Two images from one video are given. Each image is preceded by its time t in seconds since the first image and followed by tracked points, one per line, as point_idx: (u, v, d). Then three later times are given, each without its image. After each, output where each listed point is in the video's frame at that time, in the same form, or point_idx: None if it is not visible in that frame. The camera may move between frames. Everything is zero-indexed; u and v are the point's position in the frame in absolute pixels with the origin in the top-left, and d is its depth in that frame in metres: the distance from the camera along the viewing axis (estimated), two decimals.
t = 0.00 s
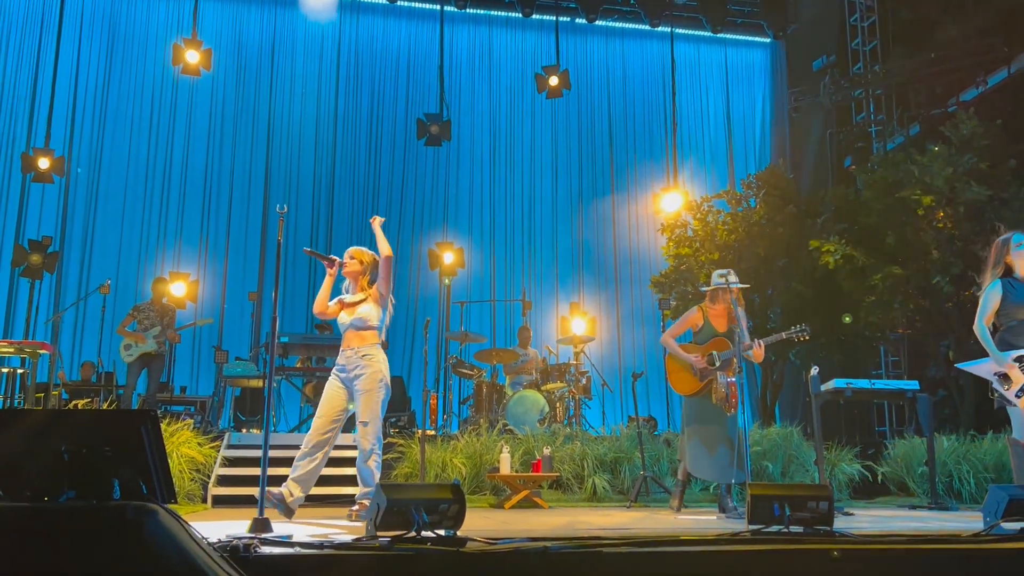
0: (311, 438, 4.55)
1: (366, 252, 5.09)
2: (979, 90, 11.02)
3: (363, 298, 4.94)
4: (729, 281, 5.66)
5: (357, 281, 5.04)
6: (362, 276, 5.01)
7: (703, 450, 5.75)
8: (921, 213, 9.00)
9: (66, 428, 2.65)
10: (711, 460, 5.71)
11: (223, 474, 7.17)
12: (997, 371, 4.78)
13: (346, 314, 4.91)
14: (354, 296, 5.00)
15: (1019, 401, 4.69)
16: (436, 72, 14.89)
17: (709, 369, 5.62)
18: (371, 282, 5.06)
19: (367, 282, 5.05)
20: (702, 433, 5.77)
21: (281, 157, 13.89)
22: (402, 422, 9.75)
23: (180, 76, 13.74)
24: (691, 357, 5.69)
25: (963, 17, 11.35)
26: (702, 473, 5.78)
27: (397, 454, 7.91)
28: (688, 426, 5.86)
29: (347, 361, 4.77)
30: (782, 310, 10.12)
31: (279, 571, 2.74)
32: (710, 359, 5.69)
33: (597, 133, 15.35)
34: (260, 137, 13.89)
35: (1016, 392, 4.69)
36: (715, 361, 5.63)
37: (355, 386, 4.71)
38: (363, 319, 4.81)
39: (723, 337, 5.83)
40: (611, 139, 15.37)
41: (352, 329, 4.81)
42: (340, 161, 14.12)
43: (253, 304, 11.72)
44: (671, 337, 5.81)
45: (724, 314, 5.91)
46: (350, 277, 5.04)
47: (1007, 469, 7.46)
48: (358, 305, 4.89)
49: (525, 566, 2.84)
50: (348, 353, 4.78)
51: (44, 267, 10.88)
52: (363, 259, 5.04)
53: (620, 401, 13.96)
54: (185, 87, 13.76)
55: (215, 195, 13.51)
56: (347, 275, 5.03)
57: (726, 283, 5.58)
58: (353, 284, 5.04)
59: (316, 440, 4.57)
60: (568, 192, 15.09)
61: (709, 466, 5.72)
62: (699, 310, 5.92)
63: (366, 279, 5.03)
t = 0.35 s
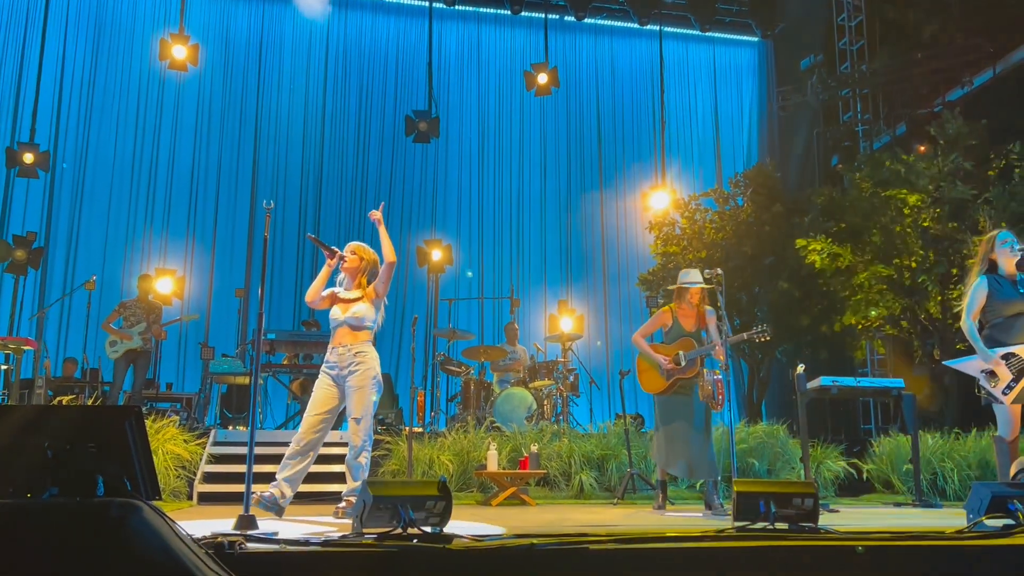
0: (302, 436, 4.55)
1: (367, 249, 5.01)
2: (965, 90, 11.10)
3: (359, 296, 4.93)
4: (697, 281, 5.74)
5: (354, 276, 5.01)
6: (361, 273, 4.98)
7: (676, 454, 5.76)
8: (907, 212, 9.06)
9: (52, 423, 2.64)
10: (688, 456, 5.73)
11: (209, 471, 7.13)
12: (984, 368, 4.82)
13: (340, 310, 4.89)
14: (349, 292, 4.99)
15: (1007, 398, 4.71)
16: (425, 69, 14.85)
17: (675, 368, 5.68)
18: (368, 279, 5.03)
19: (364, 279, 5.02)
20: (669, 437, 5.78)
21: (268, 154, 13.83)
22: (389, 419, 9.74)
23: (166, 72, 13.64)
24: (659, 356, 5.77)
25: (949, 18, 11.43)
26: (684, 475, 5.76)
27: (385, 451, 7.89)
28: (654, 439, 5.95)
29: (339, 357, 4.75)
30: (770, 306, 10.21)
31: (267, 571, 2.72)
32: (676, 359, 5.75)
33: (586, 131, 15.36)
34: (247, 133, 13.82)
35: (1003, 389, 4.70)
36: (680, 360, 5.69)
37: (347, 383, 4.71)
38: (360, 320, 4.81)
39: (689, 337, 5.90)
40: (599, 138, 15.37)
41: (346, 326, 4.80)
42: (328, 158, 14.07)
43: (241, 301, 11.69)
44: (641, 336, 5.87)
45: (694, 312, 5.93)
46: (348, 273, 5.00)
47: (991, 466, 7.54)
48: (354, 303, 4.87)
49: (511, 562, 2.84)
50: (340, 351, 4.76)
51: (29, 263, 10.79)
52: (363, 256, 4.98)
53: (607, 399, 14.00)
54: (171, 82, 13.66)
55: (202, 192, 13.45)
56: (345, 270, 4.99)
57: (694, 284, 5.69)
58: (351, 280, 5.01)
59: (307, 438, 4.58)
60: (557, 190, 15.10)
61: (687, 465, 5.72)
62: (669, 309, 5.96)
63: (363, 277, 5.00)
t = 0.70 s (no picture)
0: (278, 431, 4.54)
1: (340, 242, 5.00)
2: (948, 89, 11.17)
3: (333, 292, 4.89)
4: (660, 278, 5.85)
5: (328, 272, 4.97)
6: (336, 269, 4.94)
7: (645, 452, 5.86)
8: (890, 210, 9.06)
9: (30, 419, 2.62)
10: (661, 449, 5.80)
11: (192, 467, 7.10)
12: (963, 365, 4.88)
13: (314, 306, 4.85)
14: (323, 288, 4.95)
15: (985, 395, 4.76)
16: (410, 65, 14.80)
17: (638, 363, 5.78)
18: (342, 274, 5.00)
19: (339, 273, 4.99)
20: (636, 437, 5.90)
21: (253, 149, 13.74)
22: (374, 415, 9.73)
23: (150, 66, 13.52)
24: (625, 352, 5.85)
25: (933, 17, 11.49)
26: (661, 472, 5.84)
27: (369, 448, 7.87)
28: (627, 445, 6.12)
29: (316, 354, 4.74)
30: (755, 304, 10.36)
31: (250, 569, 2.73)
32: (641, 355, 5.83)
33: (572, 127, 15.35)
34: (231, 128, 13.73)
35: (981, 386, 4.76)
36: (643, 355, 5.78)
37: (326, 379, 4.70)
38: (336, 317, 4.79)
39: (655, 334, 5.96)
40: (585, 135, 15.38)
41: (320, 324, 4.78)
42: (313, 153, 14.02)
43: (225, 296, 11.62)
44: (611, 334, 5.88)
45: (662, 309, 6.02)
46: (322, 268, 4.96)
47: (972, 462, 7.63)
48: (330, 299, 4.84)
49: (492, 557, 2.85)
50: (316, 348, 4.74)
51: (9, 257, 10.67)
52: (337, 249, 4.96)
53: (592, 395, 14.02)
54: (155, 76, 13.55)
55: (186, 187, 13.34)
56: (319, 264, 4.96)
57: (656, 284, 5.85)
58: (325, 275, 4.98)
59: (284, 434, 4.57)
60: (542, 186, 15.09)
61: (660, 458, 5.80)
62: (637, 306, 6.06)
63: (338, 272, 4.96)
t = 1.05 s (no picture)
0: (248, 428, 4.64)
1: (297, 233, 4.85)
2: (931, 85, 11.25)
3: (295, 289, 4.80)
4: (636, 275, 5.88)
5: (287, 265, 4.84)
6: (298, 265, 4.81)
7: (622, 447, 5.89)
8: (874, 206, 9.16)
9: (11, 414, 2.63)
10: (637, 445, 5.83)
11: (175, 463, 7.07)
12: (944, 360, 4.90)
13: (276, 303, 4.78)
14: (282, 283, 4.83)
15: (966, 389, 4.81)
16: (396, 59, 14.76)
17: (616, 358, 5.85)
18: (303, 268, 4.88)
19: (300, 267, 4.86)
20: (614, 431, 5.94)
21: (237, 142, 13.66)
22: (359, 410, 9.72)
23: (132, 59, 13.39)
24: (601, 347, 5.92)
25: (917, 14, 11.56)
26: (639, 468, 5.86)
27: (354, 443, 7.86)
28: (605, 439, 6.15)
29: (281, 353, 4.75)
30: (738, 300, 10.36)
31: (229, 566, 2.71)
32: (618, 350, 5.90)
33: (558, 122, 15.37)
34: (216, 123, 13.63)
35: (961, 380, 4.81)
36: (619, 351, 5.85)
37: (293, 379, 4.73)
38: (299, 316, 4.75)
39: (631, 329, 6.00)
40: (571, 130, 15.38)
41: (285, 320, 4.74)
42: (298, 147, 13.95)
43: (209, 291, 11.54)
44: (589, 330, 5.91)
45: (637, 304, 6.01)
46: (281, 261, 4.81)
47: (953, 456, 7.66)
48: (292, 296, 4.78)
49: (476, 552, 2.86)
50: (281, 345, 4.74)
51: None
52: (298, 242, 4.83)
53: (577, 390, 14.06)
54: (137, 69, 13.42)
55: (169, 181, 13.24)
56: (278, 259, 4.78)
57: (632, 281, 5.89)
58: (284, 269, 4.84)
59: (254, 429, 4.65)
60: (528, 182, 15.09)
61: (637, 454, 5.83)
62: (612, 303, 6.07)
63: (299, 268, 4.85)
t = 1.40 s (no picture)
0: (222, 425, 4.69)
1: (242, 229, 4.67)
2: (915, 81, 11.32)
3: (256, 288, 4.76)
4: (621, 271, 5.93)
5: (241, 262, 4.71)
6: (253, 262, 4.70)
7: (608, 438, 5.88)
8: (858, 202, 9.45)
9: None
10: (622, 438, 5.86)
11: (159, 459, 7.02)
12: (925, 354, 4.95)
13: (240, 305, 4.77)
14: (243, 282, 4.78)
15: (946, 383, 4.86)
16: (382, 53, 14.72)
17: (601, 353, 5.82)
18: (259, 263, 4.76)
19: (254, 262, 4.73)
20: (599, 423, 5.94)
21: (222, 136, 13.55)
22: (345, 405, 9.69)
23: (116, 51, 13.26)
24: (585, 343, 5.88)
25: (902, 10, 11.62)
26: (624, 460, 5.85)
27: (341, 438, 7.84)
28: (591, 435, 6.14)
29: (251, 354, 4.81)
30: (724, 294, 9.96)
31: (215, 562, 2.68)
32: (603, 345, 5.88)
33: (545, 117, 15.37)
34: (201, 117, 13.53)
35: (942, 374, 4.86)
36: (605, 345, 5.81)
37: (266, 378, 4.81)
38: (265, 315, 4.77)
39: (616, 324, 6.00)
40: (558, 126, 15.39)
41: (251, 322, 4.75)
42: (283, 140, 13.87)
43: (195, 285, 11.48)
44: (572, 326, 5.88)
45: (620, 300, 6.05)
46: (233, 260, 4.68)
47: (937, 450, 7.73)
48: (255, 296, 4.76)
49: (464, 546, 2.86)
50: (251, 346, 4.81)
51: None
52: (246, 239, 4.66)
53: (564, 384, 14.08)
54: (121, 62, 13.30)
55: (154, 175, 13.13)
56: (230, 261, 4.65)
57: (616, 276, 5.95)
58: (239, 266, 4.73)
59: (230, 425, 4.74)
60: (516, 176, 15.08)
61: (622, 448, 5.84)
62: (596, 298, 6.10)
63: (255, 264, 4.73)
